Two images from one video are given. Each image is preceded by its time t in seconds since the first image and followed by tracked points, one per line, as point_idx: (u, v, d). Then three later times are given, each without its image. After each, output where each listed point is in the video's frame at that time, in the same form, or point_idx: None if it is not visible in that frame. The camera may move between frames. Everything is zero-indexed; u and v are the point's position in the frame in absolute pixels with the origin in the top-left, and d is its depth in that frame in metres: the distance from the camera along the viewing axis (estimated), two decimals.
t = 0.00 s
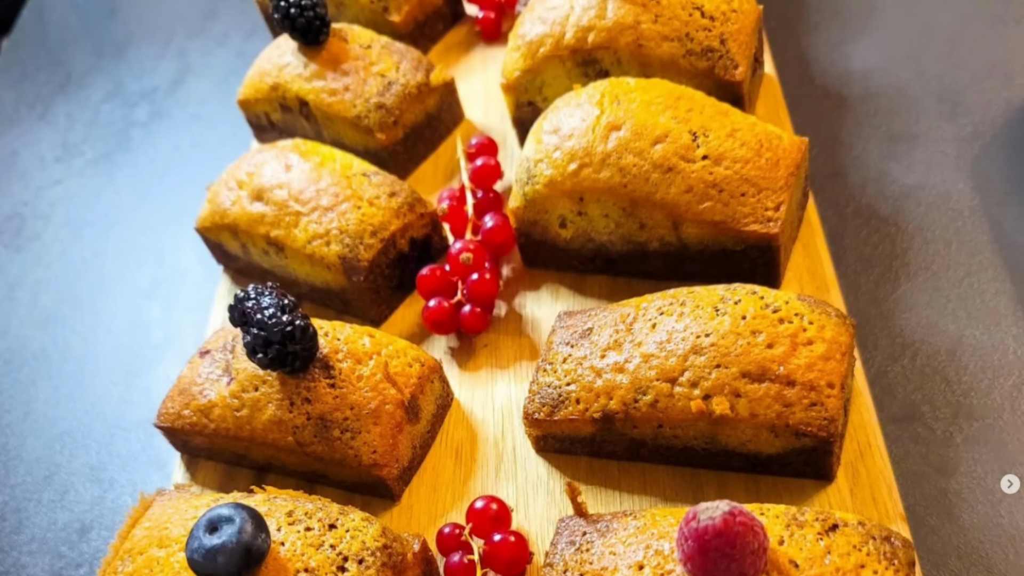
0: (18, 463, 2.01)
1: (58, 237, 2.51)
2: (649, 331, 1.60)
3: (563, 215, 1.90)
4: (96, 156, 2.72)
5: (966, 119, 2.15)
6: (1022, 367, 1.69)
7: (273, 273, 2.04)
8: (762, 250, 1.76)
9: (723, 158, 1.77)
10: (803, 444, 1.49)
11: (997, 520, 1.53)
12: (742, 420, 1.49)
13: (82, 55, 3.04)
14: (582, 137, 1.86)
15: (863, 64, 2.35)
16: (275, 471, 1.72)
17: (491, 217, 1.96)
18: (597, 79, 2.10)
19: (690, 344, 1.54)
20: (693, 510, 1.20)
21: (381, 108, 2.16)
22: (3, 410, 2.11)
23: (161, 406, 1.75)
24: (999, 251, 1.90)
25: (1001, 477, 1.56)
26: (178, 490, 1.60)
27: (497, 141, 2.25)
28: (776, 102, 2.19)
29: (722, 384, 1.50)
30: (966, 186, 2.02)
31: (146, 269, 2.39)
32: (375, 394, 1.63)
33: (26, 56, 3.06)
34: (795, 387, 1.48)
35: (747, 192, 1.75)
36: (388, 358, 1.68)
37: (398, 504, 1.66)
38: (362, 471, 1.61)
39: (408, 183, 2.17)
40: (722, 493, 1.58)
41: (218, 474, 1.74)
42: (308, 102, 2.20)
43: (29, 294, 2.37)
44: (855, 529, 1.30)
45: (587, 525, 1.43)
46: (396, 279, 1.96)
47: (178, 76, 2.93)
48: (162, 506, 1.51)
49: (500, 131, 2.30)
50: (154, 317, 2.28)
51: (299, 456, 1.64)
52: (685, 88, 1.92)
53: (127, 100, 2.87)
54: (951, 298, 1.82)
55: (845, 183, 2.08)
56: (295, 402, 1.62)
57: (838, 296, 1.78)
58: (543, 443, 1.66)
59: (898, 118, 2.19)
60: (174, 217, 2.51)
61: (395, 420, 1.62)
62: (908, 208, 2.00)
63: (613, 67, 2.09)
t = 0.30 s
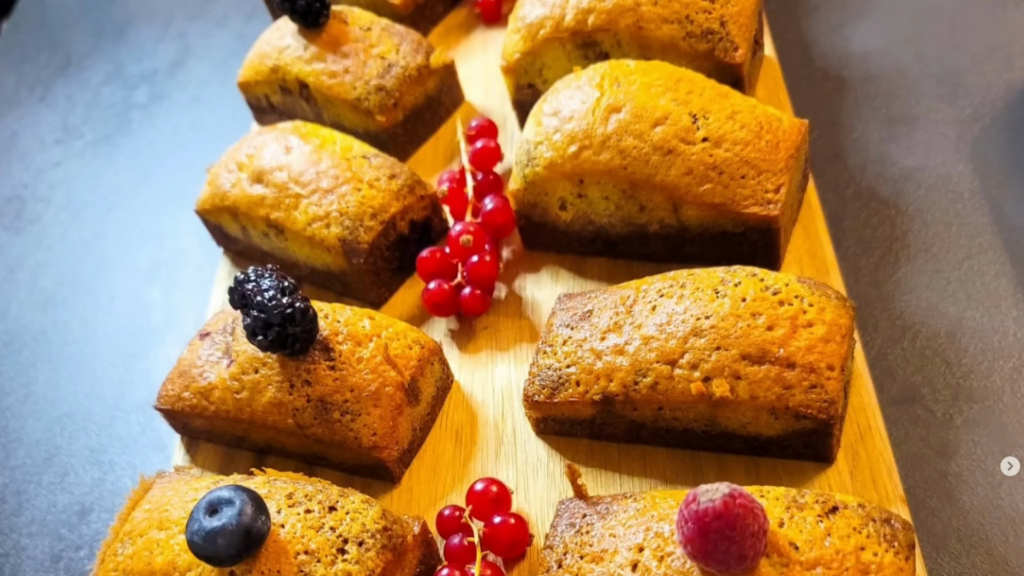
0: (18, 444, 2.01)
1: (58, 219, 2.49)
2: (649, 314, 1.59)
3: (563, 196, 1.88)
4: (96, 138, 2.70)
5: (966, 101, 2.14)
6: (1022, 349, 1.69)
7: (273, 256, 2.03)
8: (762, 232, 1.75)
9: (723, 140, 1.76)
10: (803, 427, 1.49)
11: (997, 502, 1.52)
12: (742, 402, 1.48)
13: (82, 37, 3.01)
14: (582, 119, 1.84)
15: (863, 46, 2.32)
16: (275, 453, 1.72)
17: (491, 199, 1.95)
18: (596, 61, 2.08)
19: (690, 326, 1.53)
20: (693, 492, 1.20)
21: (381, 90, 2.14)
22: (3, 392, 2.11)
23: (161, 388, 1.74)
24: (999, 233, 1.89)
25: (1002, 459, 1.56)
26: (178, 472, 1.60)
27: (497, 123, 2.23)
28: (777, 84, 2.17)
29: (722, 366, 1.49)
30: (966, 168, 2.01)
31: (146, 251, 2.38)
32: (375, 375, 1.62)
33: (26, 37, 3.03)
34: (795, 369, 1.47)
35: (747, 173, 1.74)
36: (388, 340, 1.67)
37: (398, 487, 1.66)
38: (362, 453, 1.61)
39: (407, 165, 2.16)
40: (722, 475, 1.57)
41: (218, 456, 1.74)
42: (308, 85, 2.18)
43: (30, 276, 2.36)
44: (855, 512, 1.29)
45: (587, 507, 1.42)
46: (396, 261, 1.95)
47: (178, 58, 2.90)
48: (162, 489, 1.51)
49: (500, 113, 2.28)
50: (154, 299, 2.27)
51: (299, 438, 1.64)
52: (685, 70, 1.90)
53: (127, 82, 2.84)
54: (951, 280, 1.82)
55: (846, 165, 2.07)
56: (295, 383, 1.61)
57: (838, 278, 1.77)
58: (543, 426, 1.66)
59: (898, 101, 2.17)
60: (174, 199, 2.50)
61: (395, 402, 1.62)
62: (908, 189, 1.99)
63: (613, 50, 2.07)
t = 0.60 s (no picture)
0: (18, 427, 2.00)
1: (58, 201, 2.48)
2: (649, 296, 1.58)
3: (563, 178, 1.87)
4: (96, 120, 2.68)
5: (966, 83, 2.12)
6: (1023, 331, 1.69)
7: (274, 238, 2.02)
8: (762, 214, 1.74)
9: (723, 122, 1.74)
10: (803, 409, 1.48)
11: (997, 485, 1.52)
12: (741, 384, 1.48)
13: (82, 19, 2.99)
14: (582, 101, 1.83)
15: (863, 29, 2.30)
16: (275, 435, 1.72)
17: (491, 181, 1.93)
18: (596, 44, 2.06)
19: (690, 308, 1.53)
20: (693, 474, 1.19)
21: (381, 73, 2.11)
22: (3, 374, 2.10)
23: (161, 370, 1.74)
24: (999, 215, 1.88)
25: (1002, 442, 1.56)
26: (178, 454, 1.60)
27: (497, 106, 2.21)
28: (777, 66, 2.16)
29: (722, 348, 1.49)
30: (966, 150, 1.99)
31: (146, 233, 2.37)
32: (375, 358, 1.62)
33: (26, 19, 3.00)
34: (795, 351, 1.47)
35: (747, 156, 1.73)
36: (388, 322, 1.67)
37: (398, 469, 1.66)
38: (362, 436, 1.60)
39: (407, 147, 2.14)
40: (722, 457, 1.57)
41: (218, 439, 1.73)
42: (308, 67, 2.16)
43: (30, 259, 2.35)
44: (855, 494, 1.29)
45: (587, 490, 1.42)
46: (396, 243, 1.94)
47: (178, 40, 2.88)
48: (162, 471, 1.51)
49: (500, 95, 2.26)
50: (154, 281, 2.26)
51: (299, 420, 1.64)
52: (685, 52, 1.88)
53: (127, 65, 2.82)
54: (951, 262, 1.81)
55: (845, 148, 2.05)
56: (295, 365, 1.61)
57: (838, 260, 1.76)
58: (543, 408, 1.65)
59: (898, 83, 2.15)
60: (174, 181, 2.49)
61: (395, 384, 1.61)
62: (908, 172, 1.97)
63: (613, 32, 2.05)
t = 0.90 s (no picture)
0: (18, 409, 2.00)
1: (58, 183, 2.46)
2: (649, 278, 1.57)
3: (563, 161, 1.86)
4: (96, 103, 2.66)
5: (966, 65, 2.11)
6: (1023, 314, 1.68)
7: (274, 220, 2.01)
8: (762, 196, 1.73)
9: (723, 104, 1.73)
10: (803, 391, 1.48)
11: (997, 467, 1.52)
12: (741, 366, 1.47)
13: (82, 1, 2.96)
14: (582, 83, 1.81)
15: (863, 11, 2.28)
16: (275, 417, 1.71)
17: (491, 163, 1.92)
18: (597, 26, 2.04)
19: (690, 291, 1.52)
20: (694, 457, 1.19)
21: (381, 55, 2.09)
22: (3, 356, 2.09)
23: (161, 352, 1.73)
24: (999, 197, 1.87)
25: (1002, 424, 1.56)
26: (179, 436, 1.59)
27: (497, 88, 2.19)
28: (777, 48, 2.14)
29: (722, 330, 1.48)
30: (966, 132, 1.98)
31: (146, 215, 2.36)
32: (375, 340, 1.61)
33: (26, 1, 2.97)
34: (795, 333, 1.46)
35: (747, 138, 1.71)
36: (388, 305, 1.66)
37: (398, 451, 1.65)
38: (362, 418, 1.60)
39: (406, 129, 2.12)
40: (722, 440, 1.57)
41: (218, 421, 1.73)
42: (308, 49, 2.15)
43: (30, 241, 2.34)
44: (856, 476, 1.28)
45: (587, 472, 1.42)
46: (396, 226, 1.93)
47: (178, 23, 2.86)
48: (162, 453, 1.51)
49: (500, 77, 2.24)
50: (155, 264, 2.25)
51: (299, 402, 1.63)
52: (685, 34, 1.87)
53: (127, 47, 2.80)
54: (951, 244, 1.80)
55: (845, 130, 2.04)
56: (295, 347, 1.60)
57: (838, 243, 1.75)
58: (543, 390, 1.65)
59: (898, 65, 2.14)
60: (174, 163, 2.48)
61: (395, 366, 1.61)
62: (908, 154, 1.96)
63: (613, 14, 2.03)
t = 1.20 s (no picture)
0: (18, 391, 1.99)
1: (59, 166, 2.45)
2: (649, 261, 1.57)
3: (563, 143, 1.84)
4: (97, 85, 2.64)
5: (966, 47, 2.09)
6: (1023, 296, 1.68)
7: (274, 203, 1.99)
8: (762, 178, 1.72)
9: (723, 86, 1.72)
10: (803, 373, 1.47)
11: (997, 449, 1.52)
12: (741, 348, 1.47)
13: None
14: (582, 65, 1.79)
15: None
16: (275, 400, 1.71)
17: (491, 145, 1.90)
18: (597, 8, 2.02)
19: (690, 273, 1.51)
20: (694, 439, 1.19)
21: (381, 37, 2.07)
22: (3, 338, 2.08)
23: (161, 334, 1.72)
24: (999, 179, 1.86)
25: (1001, 406, 1.55)
26: (179, 418, 1.59)
27: (497, 70, 2.17)
28: (777, 30, 2.12)
29: (722, 312, 1.48)
30: (966, 114, 1.97)
31: (146, 197, 2.35)
32: (375, 322, 1.61)
33: None
34: (795, 315, 1.46)
35: (747, 120, 1.70)
36: (388, 287, 1.65)
37: (398, 433, 1.65)
38: (362, 400, 1.60)
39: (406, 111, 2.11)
40: (722, 422, 1.57)
41: (218, 403, 1.72)
42: (308, 31, 2.13)
43: (30, 223, 2.33)
44: (855, 458, 1.28)
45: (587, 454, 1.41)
46: (396, 208, 1.92)
47: (178, 5, 2.84)
48: (162, 435, 1.50)
49: (499, 59, 2.22)
50: (155, 246, 2.25)
51: (299, 384, 1.63)
52: (685, 16, 1.85)
53: (127, 29, 2.78)
54: (951, 226, 1.79)
55: (845, 112, 2.02)
56: (295, 330, 1.60)
57: (838, 225, 1.74)
58: (543, 371, 1.64)
59: (898, 47, 2.12)
60: (174, 146, 2.47)
61: (395, 349, 1.60)
62: (908, 136, 1.95)
63: None
